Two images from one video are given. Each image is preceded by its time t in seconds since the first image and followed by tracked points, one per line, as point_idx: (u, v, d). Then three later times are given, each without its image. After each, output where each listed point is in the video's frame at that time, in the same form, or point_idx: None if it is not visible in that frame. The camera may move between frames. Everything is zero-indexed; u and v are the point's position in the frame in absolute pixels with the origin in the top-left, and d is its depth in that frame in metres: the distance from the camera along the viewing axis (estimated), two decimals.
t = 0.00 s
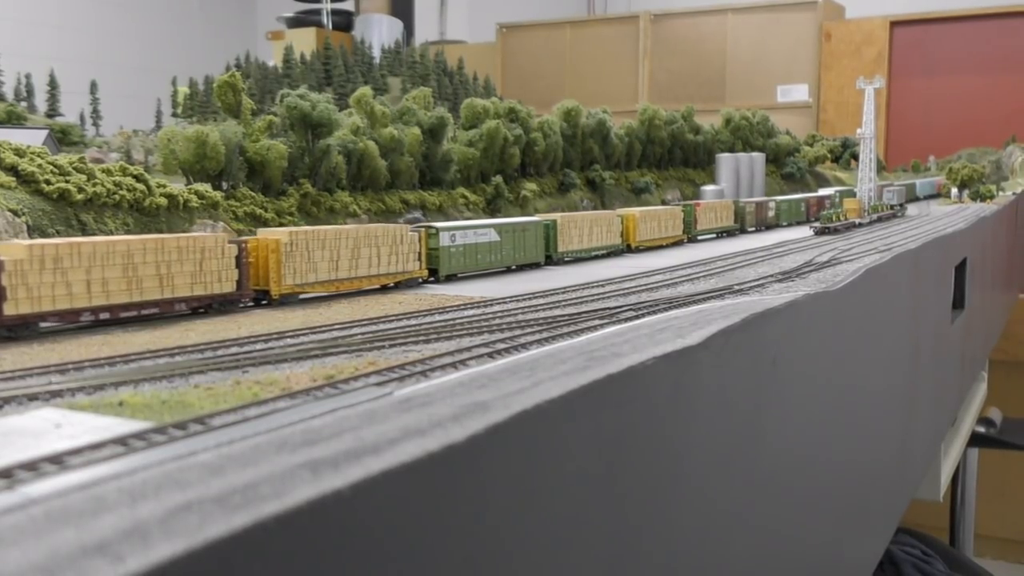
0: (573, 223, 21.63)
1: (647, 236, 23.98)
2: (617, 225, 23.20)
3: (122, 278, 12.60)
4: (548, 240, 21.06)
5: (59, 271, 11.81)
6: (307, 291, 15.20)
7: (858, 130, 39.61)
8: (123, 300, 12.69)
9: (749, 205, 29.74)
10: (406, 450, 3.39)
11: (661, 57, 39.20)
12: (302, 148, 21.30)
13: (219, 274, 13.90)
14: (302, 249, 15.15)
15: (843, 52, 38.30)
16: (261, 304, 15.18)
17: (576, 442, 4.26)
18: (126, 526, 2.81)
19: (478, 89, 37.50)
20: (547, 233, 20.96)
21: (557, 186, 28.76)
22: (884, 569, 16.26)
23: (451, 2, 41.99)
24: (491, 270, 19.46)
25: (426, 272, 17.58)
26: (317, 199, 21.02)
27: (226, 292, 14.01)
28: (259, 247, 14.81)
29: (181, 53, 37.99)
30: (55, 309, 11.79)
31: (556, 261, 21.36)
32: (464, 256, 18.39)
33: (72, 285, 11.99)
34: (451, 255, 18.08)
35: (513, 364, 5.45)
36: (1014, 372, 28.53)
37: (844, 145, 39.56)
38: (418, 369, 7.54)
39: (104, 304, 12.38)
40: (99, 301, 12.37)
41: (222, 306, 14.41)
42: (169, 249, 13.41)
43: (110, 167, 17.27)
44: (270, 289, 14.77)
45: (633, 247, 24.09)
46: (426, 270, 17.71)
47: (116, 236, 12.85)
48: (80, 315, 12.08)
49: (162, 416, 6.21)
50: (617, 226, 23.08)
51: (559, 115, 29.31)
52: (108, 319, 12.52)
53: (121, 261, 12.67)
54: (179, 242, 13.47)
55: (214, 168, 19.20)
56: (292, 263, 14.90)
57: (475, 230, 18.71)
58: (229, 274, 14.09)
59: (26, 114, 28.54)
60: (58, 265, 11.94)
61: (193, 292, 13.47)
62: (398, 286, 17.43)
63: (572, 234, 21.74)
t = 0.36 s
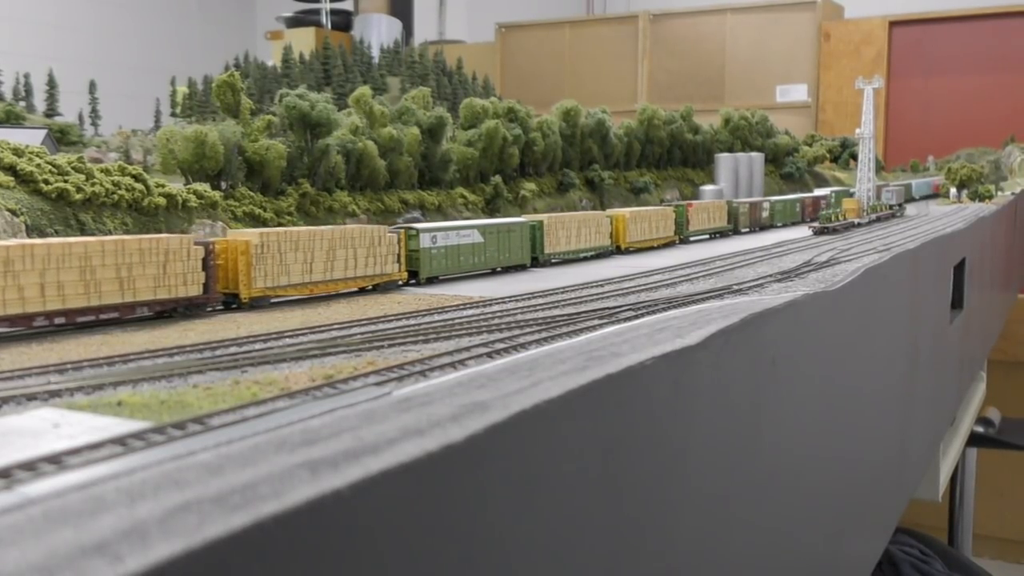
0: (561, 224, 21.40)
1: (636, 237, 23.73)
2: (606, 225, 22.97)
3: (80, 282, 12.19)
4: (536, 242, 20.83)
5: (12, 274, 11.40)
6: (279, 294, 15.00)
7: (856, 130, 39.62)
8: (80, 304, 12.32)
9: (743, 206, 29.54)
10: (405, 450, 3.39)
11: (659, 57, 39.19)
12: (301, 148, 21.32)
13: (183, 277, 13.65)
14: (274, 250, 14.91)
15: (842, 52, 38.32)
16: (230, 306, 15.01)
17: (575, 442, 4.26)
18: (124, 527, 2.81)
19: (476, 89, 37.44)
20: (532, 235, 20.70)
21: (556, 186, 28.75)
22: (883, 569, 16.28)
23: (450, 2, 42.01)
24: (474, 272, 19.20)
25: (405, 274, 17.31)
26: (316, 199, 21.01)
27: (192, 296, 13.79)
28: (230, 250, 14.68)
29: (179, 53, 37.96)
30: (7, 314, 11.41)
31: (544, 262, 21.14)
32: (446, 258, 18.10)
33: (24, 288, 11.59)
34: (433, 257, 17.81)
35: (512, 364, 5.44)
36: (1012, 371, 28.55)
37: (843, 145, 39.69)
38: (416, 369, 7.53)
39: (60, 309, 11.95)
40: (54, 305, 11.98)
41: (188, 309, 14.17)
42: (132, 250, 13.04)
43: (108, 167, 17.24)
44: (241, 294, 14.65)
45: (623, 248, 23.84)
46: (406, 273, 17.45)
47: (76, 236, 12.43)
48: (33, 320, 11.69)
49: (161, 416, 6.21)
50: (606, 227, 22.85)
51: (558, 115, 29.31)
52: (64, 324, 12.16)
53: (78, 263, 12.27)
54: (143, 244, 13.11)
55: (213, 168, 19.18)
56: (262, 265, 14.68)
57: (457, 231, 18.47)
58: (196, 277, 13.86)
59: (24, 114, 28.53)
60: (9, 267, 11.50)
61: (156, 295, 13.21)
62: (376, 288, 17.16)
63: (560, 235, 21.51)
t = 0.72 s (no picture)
0: (546, 225, 21.08)
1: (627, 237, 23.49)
2: (594, 226, 22.77)
3: (32, 286, 11.86)
4: (521, 244, 20.65)
5: None
6: (248, 297, 14.69)
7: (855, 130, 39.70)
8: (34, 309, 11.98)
9: (736, 206, 29.32)
10: (404, 450, 3.39)
11: (657, 57, 39.18)
12: (300, 148, 21.34)
13: (146, 280, 13.21)
14: (244, 252, 14.60)
15: (841, 52, 38.34)
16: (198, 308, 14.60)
17: (574, 442, 4.26)
18: (123, 526, 2.81)
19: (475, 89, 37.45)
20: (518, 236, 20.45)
21: (555, 186, 28.75)
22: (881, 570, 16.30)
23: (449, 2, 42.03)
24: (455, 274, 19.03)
25: (383, 276, 17.09)
26: (315, 199, 21.02)
27: (154, 300, 13.35)
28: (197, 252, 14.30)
29: (178, 53, 37.95)
30: None
31: (529, 263, 20.94)
32: (427, 260, 17.97)
33: None
34: (412, 258, 17.66)
35: (511, 364, 5.44)
36: (1012, 371, 28.56)
37: (842, 145, 39.98)
38: (415, 369, 7.52)
39: (11, 312, 11.69)
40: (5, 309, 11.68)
41: (151, 314, 13.68)
42: (92, 252, 12.64)
43: (106, 167, 17.22)
44: (207, 296, 14.21)
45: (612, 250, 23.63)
46: (384, 275, 17.22)
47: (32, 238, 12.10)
48: None
49: (160, 416, 6.21)
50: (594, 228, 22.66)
51: (557, 115, 29.32)
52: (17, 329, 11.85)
53: (32, 265, 11.94)
54: (103, 245, 12.69)
55: (213, 168, 19.18)
56: (230, 269, 14.32)
57: (438, 232, 18.33)
58: (158, 280, 13.40)
59: (23, 114, 28.54)
60: None
61: (116, 299, 12.80)
62: (353, 290, 16.93)
63: (546, 235, 21.30)
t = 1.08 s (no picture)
0: (534, 227, 20.71)
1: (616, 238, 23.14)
2: (582, 228, 22.36)
3: None
4: (505, 245, 20.23)
5: None
6: (216, 301, 14.29)
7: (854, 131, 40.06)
8: None
9: (729, 207, 29.03)
10: (404, 450, 3.39)
11: (657, 57, 39.15)
12: (299, 148, 21.36)
13: (105, 283, 12.94)
14: (211, 255, 14.23)
15: (840, 52, 38.40)
16: (163, 313, 14.27)
17: (573, 442, 4.26)
18: (122, 527, 2.81)
19: (474, 89, 37.47)
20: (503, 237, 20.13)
21: (554, 186, 28.77)
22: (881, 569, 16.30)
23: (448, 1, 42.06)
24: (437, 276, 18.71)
25: (361, 279, 16.93)
26: (314, 199, 21.01)
27: (115, 304, 13.10)
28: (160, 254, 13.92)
29: (177, 53, 37.94)
30: None
31: (516, 265, 20.61)
32: (407, 262, 17.70)
33: None
34: (391, 261, 17.34)
35: (510, 364, 5.44)
36: (1010, 371, 28.60)
37: (841, 146, 40.66)
38: (414, 369, 7.52)
39: None
40: None
41: (112, 318, 13.44)
42: (48, 254, 12.37)
43: (106, 167, 17.23)
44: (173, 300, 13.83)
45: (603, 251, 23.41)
46: (362, 278, 17.08)
47: None
48: None
49: (159, 416, 6.21)
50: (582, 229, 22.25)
51: (556, 116, 29.32)
52: None
53: None
54: (60, 247, 12.46)
55: (211, 168, 19.17)
56: (197, 272, 13.93)
57: (419, 234, 18.04)
58: (119, 284, 13.16)
59: (23, 114, 28.55)
60: None
61: (74, 303, 12.53)
62: (328, 294, 16.66)
63: (533, 237, 20.93)
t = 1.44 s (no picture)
0: (520, 228, 20.50)
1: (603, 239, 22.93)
2: (570, 228, 22.27)
3: None
4: (489, 247, 20.06)
5: None
6: (181, 305, 14.03)
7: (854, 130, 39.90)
8: None
9: (722, 207, 28.64)
10: (402, 450, 3.39)
11: (657, 57, 39.13)
12: (298, 148, 21.35)
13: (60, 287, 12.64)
14: (174, 257, 14.09)
15: (839, 53, 38.44)
16: (124, 319, 14.01)
17: (573, 442, 4.26)
18: (121, 527, 2.81)
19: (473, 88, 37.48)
20: (488, 240, 20.05)
21: (553, 186, 28.78)
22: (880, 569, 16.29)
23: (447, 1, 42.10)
24: (418, 279, 18.44)
25: (336, 282, 16.51)
26: (313, 199, 21.02)
27: (73, 308, 12.79)
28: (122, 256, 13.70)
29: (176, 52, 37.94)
30: None
31: (500, 268, 20.25)
32: (386, 264, 17.37)
33: None
34: (368, 263, 17.00)
35: (508, 364, 5.45)
36: (1009, 371, 28.64)
37: (839, 145, 39.94)
38: (413, 369, 7.52)
39: None
40: None
41: (69, 324, 13.07)
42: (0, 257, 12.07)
43: (105, 167, 17.26)
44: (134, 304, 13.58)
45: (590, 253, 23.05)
46: (337, 281, 16.67)
47: None
48: None
49: (157, 416, 6.21)
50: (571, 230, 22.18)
51: (555, 115, 29.31)
52: None
53: None
54: (13, 250, 12.18)
55: (210, 168, 19.18)
56: (159, 274, 13.71)
57: (398, 236, 17.83)
58: (76, 288, 12.85)
59: (22, 114, 28.56)
60: None
61: (28, 307, 12.24)
62: (303, 298, 16.31)
63: (518, 238, 20.69)
